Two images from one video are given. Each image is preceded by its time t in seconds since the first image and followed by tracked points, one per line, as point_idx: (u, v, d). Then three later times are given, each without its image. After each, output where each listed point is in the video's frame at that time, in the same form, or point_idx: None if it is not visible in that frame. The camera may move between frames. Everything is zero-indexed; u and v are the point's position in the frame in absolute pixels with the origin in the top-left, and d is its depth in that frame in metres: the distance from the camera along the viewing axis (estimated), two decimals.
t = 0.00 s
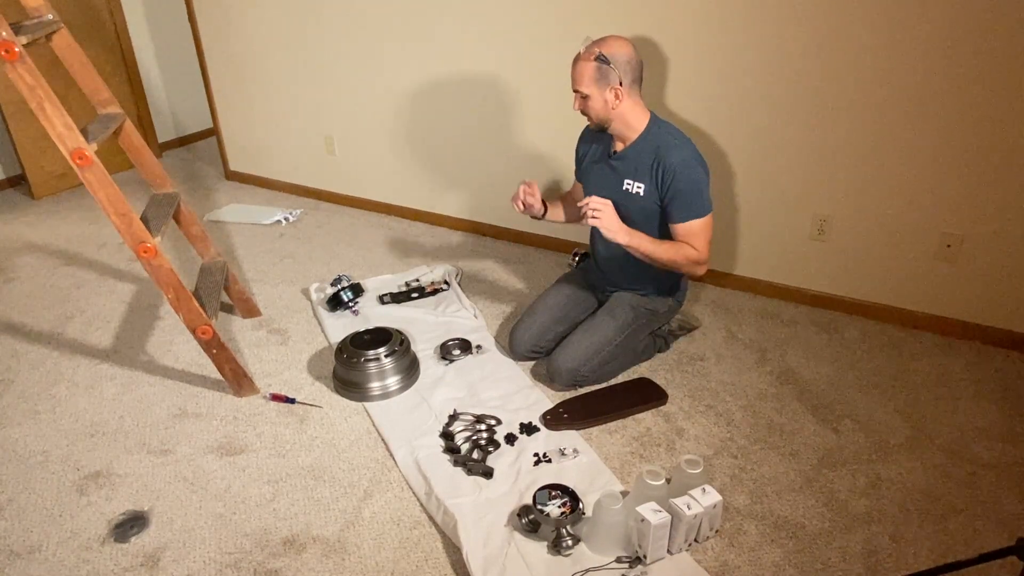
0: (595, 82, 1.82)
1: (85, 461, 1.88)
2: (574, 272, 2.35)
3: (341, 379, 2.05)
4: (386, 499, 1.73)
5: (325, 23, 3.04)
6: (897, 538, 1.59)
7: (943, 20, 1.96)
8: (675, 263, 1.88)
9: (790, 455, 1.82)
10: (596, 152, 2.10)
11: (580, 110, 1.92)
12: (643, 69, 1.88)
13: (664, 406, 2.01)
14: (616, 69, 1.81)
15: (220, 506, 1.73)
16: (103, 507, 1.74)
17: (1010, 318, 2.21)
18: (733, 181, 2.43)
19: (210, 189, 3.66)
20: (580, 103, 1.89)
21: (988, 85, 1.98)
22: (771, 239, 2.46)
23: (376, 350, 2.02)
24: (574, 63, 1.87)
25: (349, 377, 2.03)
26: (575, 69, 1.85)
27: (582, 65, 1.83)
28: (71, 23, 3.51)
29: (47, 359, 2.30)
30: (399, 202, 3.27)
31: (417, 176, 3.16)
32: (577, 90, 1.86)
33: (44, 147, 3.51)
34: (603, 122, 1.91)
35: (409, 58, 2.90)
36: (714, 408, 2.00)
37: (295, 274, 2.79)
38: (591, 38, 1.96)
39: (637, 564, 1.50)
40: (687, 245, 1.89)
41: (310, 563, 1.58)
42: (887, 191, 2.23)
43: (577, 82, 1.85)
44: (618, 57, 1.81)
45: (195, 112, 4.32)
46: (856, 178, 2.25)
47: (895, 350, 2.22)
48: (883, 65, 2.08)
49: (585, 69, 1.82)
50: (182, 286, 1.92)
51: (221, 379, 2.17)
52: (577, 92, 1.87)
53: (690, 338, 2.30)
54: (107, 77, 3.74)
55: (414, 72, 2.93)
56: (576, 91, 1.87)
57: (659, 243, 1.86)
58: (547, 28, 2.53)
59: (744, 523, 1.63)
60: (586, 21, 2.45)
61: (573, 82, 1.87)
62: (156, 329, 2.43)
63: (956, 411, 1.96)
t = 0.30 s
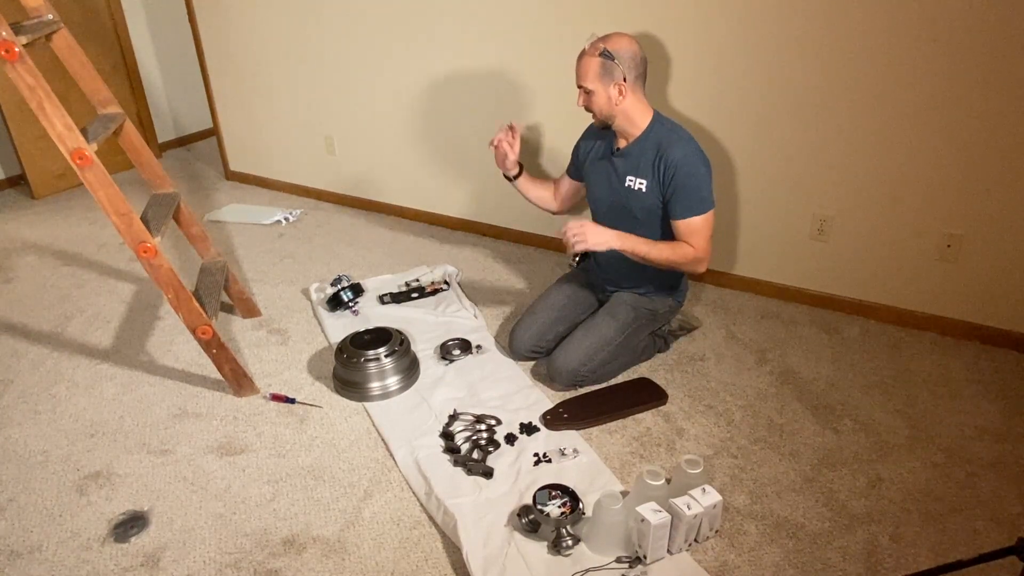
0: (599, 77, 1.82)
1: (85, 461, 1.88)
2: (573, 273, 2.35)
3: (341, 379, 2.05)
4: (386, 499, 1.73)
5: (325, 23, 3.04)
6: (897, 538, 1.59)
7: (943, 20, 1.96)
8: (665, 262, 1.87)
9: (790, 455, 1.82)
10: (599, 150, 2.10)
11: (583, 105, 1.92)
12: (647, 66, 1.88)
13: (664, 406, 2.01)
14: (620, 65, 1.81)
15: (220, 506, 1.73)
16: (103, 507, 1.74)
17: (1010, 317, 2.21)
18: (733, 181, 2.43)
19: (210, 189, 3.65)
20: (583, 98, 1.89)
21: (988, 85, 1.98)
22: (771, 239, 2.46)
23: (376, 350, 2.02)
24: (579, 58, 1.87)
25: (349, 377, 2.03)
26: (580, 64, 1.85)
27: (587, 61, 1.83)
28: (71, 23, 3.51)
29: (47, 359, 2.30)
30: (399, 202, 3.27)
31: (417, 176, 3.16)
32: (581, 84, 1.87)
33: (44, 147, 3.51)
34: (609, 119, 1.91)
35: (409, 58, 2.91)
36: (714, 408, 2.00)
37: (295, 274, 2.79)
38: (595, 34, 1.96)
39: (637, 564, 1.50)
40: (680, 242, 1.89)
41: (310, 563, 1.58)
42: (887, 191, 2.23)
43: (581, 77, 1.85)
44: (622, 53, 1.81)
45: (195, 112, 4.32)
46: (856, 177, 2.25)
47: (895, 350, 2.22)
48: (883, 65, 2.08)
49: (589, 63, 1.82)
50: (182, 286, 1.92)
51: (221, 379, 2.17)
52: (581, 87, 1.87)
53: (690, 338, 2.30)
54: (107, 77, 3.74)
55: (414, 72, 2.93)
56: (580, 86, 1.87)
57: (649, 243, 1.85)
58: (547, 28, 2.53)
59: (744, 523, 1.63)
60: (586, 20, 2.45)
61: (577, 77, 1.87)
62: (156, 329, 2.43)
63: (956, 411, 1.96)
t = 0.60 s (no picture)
0: (599, 74, 1.82)
1: (85, 461, 1.88)
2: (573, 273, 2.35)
3: (341, 379, 2.05)
4: (386, 499, 1.73)
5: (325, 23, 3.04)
6: (897, 538, 1.59)
7: (943, 20, 1.96)
8: (688, 271, 1.93)
9: (790, 455, 1.82)
10: (597, 148, 2.10)
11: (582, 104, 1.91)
12: (647, 66, 1.88)
13: (664, 406, 2.01)
14: (620, 63, 1.82)
15: (220, 506, 1.73)
16: (103, 507, 1.74)
17: (1010, 317, 2.21)
18: (733, 181, 2.43)
19: (210, 189, 3.65)
20: (582, 97, 1.89)
21: (988, 85, 1.98)
22: (771, 239, 2.46)
23: (376, 350, 2.02)
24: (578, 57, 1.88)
25: (349, 377, 2.03)
26: (579, 61, 1.85)
27: (588, 57, 1.83)
28: (71, 23, 3.51)
29: (47, 359, 2.30)
30: (399, 202, 3.27)
31: (417, 176, 3.16)
32: (580, 82, 1.86)
33: (44, 147, 3.51)
34: (608, 117, 1.90)
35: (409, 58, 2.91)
36: (714, 408, 2.00)
37: (295, 274, 2.79)
38: (592, 34, 1.96)
39: (637, 564, 1.50)
40: (690, 246, 1.92)
41: (310, 563, 1.58)
42: (886, 191, 2.23)
43: (581, 75, 1.85)
44: (623, 51, 1.81)
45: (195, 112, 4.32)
46: (856, 177, 2.25)
47: (895, 350, 2.22)
48: (883, 65, 2.08)
49: (589, 61, 1.82)
50: (181, 286, 1.92)
51: (221, 379, 2.17)
52: (580, 85, 1.87)
53: (690, 338, 2.30)
54: (107, 77, 3.74)
55: (414, 72, 2.93)
56: (579, 84, 1.87)
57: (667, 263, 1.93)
58: (547, 28, 2.53)
59: (744, 523, 1.63)
60: (586, 20, 2.45)
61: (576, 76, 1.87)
62: (156, 329, 2.43)
63: (956, 411, 1.96)
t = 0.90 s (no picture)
0: (600, 72, 1.81)
1: (85, 461, 1.88)
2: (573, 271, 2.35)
3: (341, 379, 2.05)
4: (386, 499, 1.73)
5: (325, 23, 3.04)
6: (898, 538, 1.59)
7: (944, 20, 1.96)
8: (688, 275, 1.94)
9: (790, 455, 1.82)
10: (596, 148, 2.09)
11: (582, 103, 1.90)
12: (646, 64, 1.88)
13: (664, 406, 2.01)
14: (621, 60, 1.81)
15: (220, 506, 1.73)
16: (103, 507, 1.74)
17: (1010, 317, 2.21)
18: (734, 181, 2.43)
19: (210, 189, 3.65)
20: (583, 95, 1.87)
21: (989, 84, 1.98)
22: (771, 239, 2.46)
23: (376, 350, 2.02)
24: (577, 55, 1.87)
25: (349, 377, 2.03)
26: (581, 59, 1.83)
27: (588, 56, 1.82)
28: (71, 23, 3.51)
29: (47, 359, 2.30)
30: (399, 202, 3.27)
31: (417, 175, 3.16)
32: (581, 80, 1.85)
33: (44, 147, 3.51)
34: (608, 117, 1.90)
35: (409, 58, 2.91)
36: (714, 408, 2.00)
37: (295, 274, 2.79)
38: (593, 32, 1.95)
39: (637, 564, 1.50)
40: (691, 248, 1.92)
41: (310, 563, 1.58)
42: (886, 191, 2.23)
43: (582, 73, 1.84)
44: (623, 49, 1.81)
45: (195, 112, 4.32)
46: (856, 177, 2.25)
47: (895, 350, 2.22)
48: (883, 65, 2.08)
49: (591, 59, 1.81)
50: (182, 286, 1.92)
51: (221, 379, 2.17)
52: (581, 83, 1.85)
53: (690, 338, 2.30)
54: (107, 77, 3.74)
55: (414, 72, 2.93)
56: (579, 82, 1.85)
57: (667, 270, 1.95)
58: (547, 28, 2.53)
59: (744, 523, 1.63)
60: (586, 20, 2.45)
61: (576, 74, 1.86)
62: (156, 329, 2.43)
63: (956, 411, 1.96)
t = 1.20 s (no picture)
0: (593, 72, 1.80)
1: (85, 461, 1.88)
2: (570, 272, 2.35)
3: (341, 379, 2.05)
4: (386, 499, 1.73)
5: (325, 23, 3.04)
6: (898, 538, 1.59)
7: (943, 20, 1.96)
8: (686, 272, 1.95)
9: (790, 455, 1.82)
10: (581, 155, 2.07)
11: (570, 106, 1.87)
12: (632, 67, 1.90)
13: (664, 406, 2.01)
14: (612, 61, 1.81)
15: (220, 506, 1.73)
16: (103, 507, 1.74)
17: (1010, 317, 2.21)
18: (734, 181, 2.43)
19: (210, 189, 3.66)
20: (574, 97, 1.84)
21: (988, 84, 1.98)
22: (771, 240, 2.46)
23: (376, 350, 2.02)
24: (565, 57, 1.84)
25: (349, 377, 2.03)
26: (571, 59, 1.81)
27: (579, 56, 1.80)
28: (71, 23, 3.51)
29: (47, 359, 2.30)
30: (399, 202, 3.27)
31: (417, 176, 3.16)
32: (572, 81, 1.82)
33: (44, 147, 3.51)
34: (596, 119, 1.87)
35: (409, 58, 2.91)
36: (714, 408, 2.00)
37: (295, 274, 2.79)
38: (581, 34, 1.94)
39: (637, 564, 1.50)
40: (686, 245, 1.94)
41: (310, 563, 1.58)
42: (886, 191, 2.23)
43: (573, 73, 1.81)
44: (613, 49, 1.81)
45: (195, 112, 4.32)
46: (856, 178, 2.25)
47: (895, 350, 2.22)
48: (883, 65, 2.08)
49: (583, 59, 1.79)
50: (181, 286, 1.92)
51: (221, 379, 2.17)
52: (571, 85, 1.83)
53: (690, 338, 2.30)
54: (107, 77, 3.74)
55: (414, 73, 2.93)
56: (570, 83, 1.83)
57: (664, 269, 1.96)
58: (547, 28, 2.53)
59: (744, 523, 1.63)
60: (586, 21, 2.45)
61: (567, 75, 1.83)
62: (156, 329, 2.43)
63: (956, 411, 1.96)
